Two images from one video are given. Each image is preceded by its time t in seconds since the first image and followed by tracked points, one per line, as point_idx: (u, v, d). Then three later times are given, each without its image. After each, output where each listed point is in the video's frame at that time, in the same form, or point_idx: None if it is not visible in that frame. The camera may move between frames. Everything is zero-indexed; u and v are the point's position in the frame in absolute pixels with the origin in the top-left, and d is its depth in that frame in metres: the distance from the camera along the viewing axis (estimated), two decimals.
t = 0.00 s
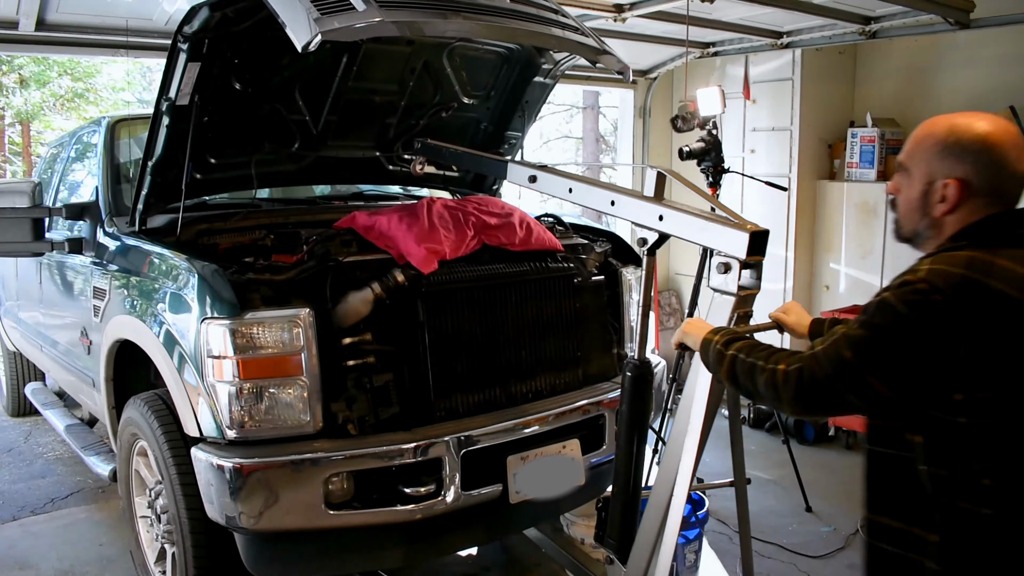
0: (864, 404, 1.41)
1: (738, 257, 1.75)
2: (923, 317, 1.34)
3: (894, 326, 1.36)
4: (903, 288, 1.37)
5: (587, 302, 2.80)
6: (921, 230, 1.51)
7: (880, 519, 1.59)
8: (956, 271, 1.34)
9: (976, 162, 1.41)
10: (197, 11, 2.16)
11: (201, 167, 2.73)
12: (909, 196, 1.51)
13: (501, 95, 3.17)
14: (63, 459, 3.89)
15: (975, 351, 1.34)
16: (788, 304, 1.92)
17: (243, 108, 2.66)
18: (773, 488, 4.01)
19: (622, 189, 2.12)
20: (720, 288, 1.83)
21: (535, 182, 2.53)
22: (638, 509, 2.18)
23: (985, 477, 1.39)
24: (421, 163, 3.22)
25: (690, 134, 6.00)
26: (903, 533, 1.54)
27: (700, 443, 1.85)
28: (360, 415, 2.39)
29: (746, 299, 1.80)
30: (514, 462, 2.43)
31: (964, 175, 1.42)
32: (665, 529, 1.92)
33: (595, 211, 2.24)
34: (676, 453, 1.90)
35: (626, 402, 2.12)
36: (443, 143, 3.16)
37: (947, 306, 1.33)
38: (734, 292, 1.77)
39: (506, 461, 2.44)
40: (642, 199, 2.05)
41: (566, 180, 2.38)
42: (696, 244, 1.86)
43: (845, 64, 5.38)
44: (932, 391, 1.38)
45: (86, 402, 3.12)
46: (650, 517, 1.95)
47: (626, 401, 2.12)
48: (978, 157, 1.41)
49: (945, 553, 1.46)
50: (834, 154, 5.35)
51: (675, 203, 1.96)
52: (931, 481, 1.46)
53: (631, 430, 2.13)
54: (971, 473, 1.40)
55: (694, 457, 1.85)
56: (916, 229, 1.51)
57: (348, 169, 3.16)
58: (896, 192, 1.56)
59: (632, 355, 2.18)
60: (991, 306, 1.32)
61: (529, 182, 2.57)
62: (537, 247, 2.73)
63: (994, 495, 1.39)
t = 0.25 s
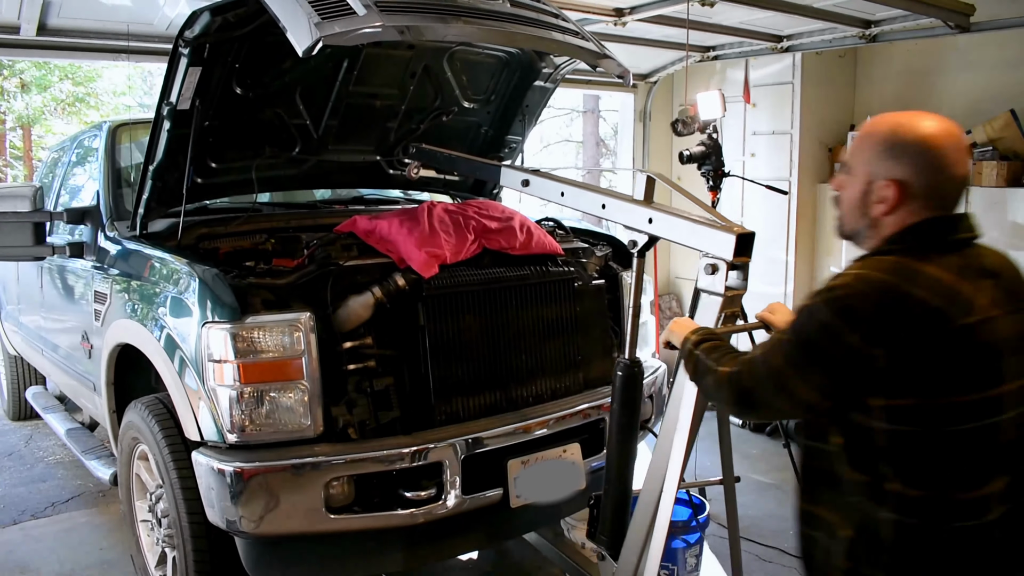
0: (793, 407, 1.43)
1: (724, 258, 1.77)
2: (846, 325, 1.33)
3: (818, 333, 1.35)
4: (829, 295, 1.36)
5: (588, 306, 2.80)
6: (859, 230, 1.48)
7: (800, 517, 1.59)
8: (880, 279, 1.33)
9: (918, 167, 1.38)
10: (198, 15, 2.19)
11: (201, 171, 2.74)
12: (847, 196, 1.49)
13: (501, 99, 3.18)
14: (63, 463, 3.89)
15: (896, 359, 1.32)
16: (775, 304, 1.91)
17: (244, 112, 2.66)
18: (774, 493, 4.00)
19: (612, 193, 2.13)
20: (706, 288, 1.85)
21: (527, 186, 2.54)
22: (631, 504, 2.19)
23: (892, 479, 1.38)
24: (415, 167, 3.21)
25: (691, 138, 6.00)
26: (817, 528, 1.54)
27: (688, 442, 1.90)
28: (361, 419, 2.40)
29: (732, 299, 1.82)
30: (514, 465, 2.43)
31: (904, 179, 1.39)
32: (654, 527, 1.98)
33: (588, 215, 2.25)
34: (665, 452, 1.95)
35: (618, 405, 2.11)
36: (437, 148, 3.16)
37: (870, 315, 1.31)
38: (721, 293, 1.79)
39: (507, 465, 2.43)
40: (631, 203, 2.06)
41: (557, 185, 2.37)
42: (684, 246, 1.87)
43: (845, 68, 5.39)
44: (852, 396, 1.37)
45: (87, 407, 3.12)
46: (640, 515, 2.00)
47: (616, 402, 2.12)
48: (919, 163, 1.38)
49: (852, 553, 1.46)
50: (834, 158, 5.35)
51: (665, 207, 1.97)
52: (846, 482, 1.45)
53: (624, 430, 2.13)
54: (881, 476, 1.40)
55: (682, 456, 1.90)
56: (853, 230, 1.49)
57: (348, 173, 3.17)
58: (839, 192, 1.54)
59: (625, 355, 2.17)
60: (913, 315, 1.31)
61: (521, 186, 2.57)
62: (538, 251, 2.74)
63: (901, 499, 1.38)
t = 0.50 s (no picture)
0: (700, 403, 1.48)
1: (715, 262, 1.77)
2: (733, 324, 1.39)
3: (709, 332, 1.43)
4: (722, 296, 1.41)
5: (590, 311, 2.80)
6: (768, 220, 1.52)
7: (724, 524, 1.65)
8: (767, 275, 1.38)
9: (821, 165, 1.41)
10: (201, 21, 2.18)
11: (205, 176, 2.75)
12: (761, 185, 1.53)
13: (504, 104, 3.19)
14: (67, 468, 3.90)
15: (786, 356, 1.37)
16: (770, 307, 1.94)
17: (247, 117, 2.67)
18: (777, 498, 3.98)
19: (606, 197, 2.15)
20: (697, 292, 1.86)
21: (523, 190, 2.57)
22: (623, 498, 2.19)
23: (790, 476, 1.44)
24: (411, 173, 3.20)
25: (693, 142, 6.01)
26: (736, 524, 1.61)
27: (679, 440, 2.01)
28: (364, 424, 2.40)
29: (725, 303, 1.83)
30: (518, 470, 2.43)
31: (807, 175, 1.43)
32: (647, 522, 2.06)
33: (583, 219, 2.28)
34: (658, 449, 2.06)
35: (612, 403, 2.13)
36: (437, 154, 3.17)
37: (756, 312, 1.37)
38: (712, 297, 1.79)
39: (510, 470, 2.43)
40: (626, 208, 2.08)
41: (553, 190, 2.40)
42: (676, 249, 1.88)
43: (848, 73, 5.39)
44: (747, 393, 1.44)
45: (90, 411, 3.13)
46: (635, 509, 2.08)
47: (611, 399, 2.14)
48: (822, 160, 1.41)
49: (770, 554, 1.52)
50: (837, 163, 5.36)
51: (658, 211, 1.99)
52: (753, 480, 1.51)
53: (618, 422, 2.14)
54: (782, 472, 1.46)
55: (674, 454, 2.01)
56: (764, 219, 1.54)
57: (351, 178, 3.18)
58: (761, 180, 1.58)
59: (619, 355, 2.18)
60: (799, 310, 1.35)
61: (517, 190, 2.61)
62: (541, 255, 2.74)
63: (801, 496, 1.44)
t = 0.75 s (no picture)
0: (666, 402, 1.57)
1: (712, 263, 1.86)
2: (686, 321, 1.49)
3: (668, 333, 1.53)
4: (677, 296, 1.51)
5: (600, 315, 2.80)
6: (729, 220, 1.62)
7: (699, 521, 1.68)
8: (715, 273, 1.48)
9: (772, 168, 1.51)
10: (214, 24, 2.18)
11: (216, 178, 2.76)
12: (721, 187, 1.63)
13: (514, 108, 3.20)
14: (76, 469, 3.91)
15: (737, 350, 1.45)
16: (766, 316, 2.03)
17: (259, 120, 2.68)
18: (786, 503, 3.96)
19: (607, 200, 2.25)
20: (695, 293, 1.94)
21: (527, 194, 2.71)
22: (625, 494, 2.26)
23: (749, 466, 1.51)
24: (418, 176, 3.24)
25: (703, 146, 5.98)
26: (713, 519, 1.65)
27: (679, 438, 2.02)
28: (374, 427, 2.41)
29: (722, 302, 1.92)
30: (528, 474, 2.42)
31: (759, 178, 1.53)
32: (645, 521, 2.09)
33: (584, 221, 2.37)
34: (658, 447, 2.08)
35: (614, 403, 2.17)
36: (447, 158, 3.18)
37: (706, 308, 1.45)
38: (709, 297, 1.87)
39: (520, 473, 2.43)
40: (627, 211, 2.17)
41: (556, 194, 2.54)
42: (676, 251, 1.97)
43: (858, 76, 5.38)
44: (707, 389, 1.52)
45: (101, 413, 3.14)
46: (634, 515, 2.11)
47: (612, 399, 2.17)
48: (772, 164, 1.51)
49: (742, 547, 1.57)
50: (847, 167, 5.35)
51: (658, 214, 2.07)
52: (722, 476, 1.57)
53: (618, 421, 2.19)
54: (746, 465, 1.52)
55: (674, 451, 2.03)
56: (725, 218, 1.63)
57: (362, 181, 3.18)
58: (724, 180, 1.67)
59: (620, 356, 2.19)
60: (744, 306, 1.44)
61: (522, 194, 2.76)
62: (551, 259, 2.74)
63: (765, 487, 1.48)
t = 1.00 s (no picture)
0: (658, 408, 1.57)
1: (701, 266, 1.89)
2: (677, 327, 1.50)
3: (661, 339, 1.53)
4: (668, 304, 1.52)
5: (605, 319, 2.80)
6: (719, 233, 1.64)
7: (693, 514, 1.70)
8: (703, 280, 1.48)
9: (749, 175, 1.54)
10: (220, 28, 2.18)
11: (221, 182, 2.76)
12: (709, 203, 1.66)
13: (520, 112, 3.20)
14: (81, 472, 3.91)
15: (724, 354, 1.46)
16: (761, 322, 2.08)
17: (264, 124, 2.68)
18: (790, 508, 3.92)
19: (601, 205, 2.29)
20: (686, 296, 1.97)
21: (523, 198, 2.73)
22: (620, 495, 2.26)
23: (736, 466, 1.52)
24: (417, 179, 3.24)
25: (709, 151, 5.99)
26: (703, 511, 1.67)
27: (671, 441, 2.04)
28: (378, 431, 2.40)
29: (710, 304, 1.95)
30: (532, 478, 2.42)
31: (739, 186, 1.55)
32: (639, 520, 2.10)
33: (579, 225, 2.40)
34: (650, 451, 2.08)
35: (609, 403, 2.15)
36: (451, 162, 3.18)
37: (697, 315, 1.46)
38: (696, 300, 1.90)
39: (525, 478, 2.42)
40: (619, 215, 2.19)
41: (550, 197, 2.56)
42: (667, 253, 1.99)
43: (864, 81, 5.37)
44: (697, 392, 1.53)
45: (105, 416, 3.14)
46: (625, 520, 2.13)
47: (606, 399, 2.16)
48: (750, 171, 1.54)
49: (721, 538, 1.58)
50: (852, 171, 5.36)
51: (650, 218, 2.09)
52: (709, 471, 1.59)
53: (612, 420, 2.17)
54: (728, 460, 1.54)
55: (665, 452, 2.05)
56: (716, 232, 1.66)
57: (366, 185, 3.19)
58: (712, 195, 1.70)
59: (615, 356, 2.17)
60: (733, 313, 1.45)
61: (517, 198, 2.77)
62: (556, 263, 2.74)
63: (744, 480, 1.50)
